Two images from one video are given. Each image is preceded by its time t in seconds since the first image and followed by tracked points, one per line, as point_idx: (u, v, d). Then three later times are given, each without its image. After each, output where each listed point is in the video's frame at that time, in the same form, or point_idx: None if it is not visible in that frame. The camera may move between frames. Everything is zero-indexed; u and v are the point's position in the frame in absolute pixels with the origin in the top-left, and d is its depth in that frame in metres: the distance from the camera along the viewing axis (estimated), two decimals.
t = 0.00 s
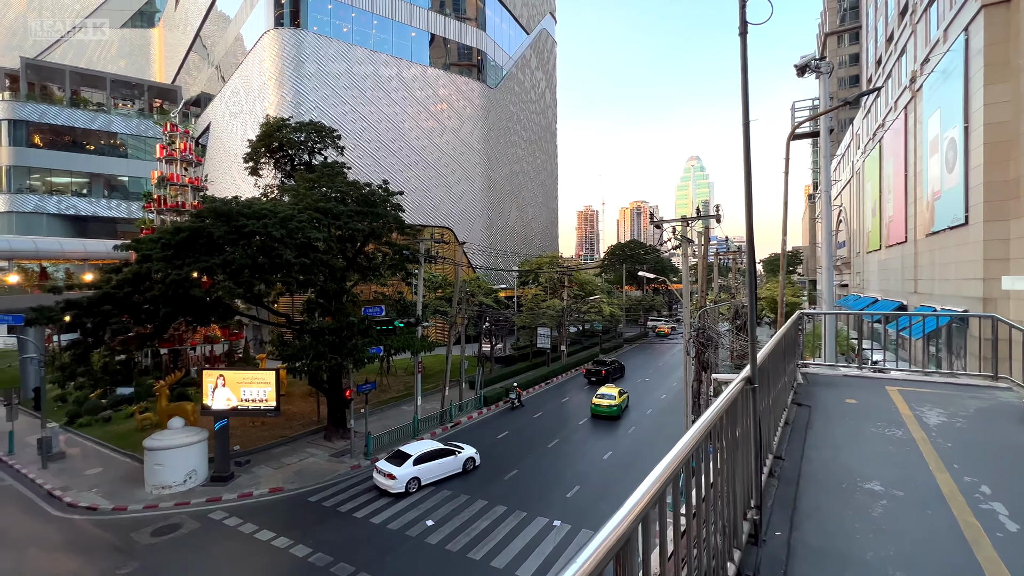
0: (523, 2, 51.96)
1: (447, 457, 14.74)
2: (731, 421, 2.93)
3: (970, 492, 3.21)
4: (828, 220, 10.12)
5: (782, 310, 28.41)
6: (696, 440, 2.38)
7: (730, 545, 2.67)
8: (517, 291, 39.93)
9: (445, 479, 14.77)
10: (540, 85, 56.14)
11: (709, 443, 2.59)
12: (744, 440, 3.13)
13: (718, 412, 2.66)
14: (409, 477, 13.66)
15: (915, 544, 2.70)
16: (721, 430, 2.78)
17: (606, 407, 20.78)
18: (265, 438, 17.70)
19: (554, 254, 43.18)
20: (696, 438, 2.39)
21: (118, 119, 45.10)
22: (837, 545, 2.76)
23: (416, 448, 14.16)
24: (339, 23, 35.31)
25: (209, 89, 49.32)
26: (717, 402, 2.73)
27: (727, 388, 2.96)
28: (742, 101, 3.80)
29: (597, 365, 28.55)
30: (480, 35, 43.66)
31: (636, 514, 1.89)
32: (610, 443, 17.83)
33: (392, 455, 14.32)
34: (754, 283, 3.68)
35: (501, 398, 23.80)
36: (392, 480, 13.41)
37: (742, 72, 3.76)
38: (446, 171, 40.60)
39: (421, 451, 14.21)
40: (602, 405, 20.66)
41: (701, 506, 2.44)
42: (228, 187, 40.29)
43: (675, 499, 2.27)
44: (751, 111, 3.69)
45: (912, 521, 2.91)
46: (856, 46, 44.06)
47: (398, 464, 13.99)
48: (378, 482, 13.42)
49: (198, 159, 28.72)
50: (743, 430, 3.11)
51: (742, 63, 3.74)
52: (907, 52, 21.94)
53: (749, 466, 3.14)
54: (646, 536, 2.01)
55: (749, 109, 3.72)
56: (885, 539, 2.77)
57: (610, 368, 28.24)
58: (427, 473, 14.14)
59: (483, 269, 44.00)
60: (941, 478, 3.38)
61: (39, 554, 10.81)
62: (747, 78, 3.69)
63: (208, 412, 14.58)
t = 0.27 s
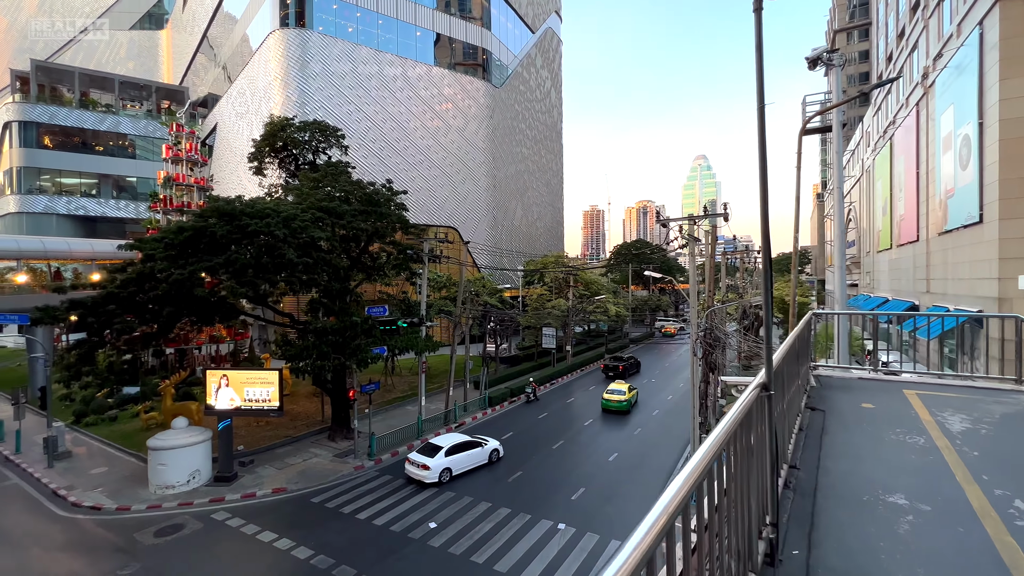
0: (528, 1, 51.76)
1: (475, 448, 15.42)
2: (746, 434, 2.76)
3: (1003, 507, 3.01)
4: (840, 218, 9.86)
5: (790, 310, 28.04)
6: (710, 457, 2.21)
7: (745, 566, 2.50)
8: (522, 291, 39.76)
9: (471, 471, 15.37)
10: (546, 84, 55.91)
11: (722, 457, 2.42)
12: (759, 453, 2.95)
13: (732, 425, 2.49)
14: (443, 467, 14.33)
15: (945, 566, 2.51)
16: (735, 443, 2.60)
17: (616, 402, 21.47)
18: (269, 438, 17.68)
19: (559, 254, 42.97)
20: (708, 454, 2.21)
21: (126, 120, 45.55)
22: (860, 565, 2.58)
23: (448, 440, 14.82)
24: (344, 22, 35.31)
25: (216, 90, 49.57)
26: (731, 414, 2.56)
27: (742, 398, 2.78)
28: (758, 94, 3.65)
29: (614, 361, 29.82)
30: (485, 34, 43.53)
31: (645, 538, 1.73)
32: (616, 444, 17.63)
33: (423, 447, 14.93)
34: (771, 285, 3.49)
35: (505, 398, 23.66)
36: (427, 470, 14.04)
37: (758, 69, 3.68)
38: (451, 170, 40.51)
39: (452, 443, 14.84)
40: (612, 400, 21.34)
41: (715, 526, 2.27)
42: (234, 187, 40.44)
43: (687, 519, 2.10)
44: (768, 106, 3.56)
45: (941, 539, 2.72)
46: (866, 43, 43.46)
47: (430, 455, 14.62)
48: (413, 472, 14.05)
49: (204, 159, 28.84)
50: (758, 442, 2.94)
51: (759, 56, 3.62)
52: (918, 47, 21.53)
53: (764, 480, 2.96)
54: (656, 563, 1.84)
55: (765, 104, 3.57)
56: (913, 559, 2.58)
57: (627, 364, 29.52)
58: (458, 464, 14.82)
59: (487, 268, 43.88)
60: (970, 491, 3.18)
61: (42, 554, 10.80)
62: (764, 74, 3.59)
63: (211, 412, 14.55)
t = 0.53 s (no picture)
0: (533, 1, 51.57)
1: (500, 441, 16.15)
2: (760, 451, 2.62)
3: None
4: (852, 217, 9.61)
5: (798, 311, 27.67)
6: (724, 481, 2.07)
7: None
8: (527, 291, 39.62)
9: (495, 463, 16.00)
10: (551, 84, 55.73)
11: (736, 479, 2.27)
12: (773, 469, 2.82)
13: (746, 445, 2.34)
14: (473, 459, 15.00)
15: None
16: (749, 462, 2.47)
17: (626, 397, 22.18)
18: (273, 439, 17.66)
19: (564, 254, 42.78)
20: (720, 476, 2.08)
21: (134, 122, 45.83)
22: None
23: (475, 433, 15.52)
24: (348, 23, 35.32)
25: (222, 91, 49.80)
26: (743, 431, 2.42)
27: (755, 412, 2.64)
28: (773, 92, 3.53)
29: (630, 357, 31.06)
30: (490, 34, 43.42)
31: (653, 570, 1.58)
32: (621, 446, 17.42)
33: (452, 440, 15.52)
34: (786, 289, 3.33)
35: (509, 399, 23.51)
36: (459, 461, 14.65)
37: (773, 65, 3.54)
38: (455, 170, 40.43)
39: (479, 436, 15.51)
40: (623, 395, 22.05)
41: (728, 550, 2.12)
42: (240, 188, 40.57)
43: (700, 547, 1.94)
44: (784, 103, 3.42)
45: (972, 562, 2.54)
46: (875, 40, 42.91)
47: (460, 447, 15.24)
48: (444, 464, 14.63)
49: (209, 160, 28.92)
50: (773, 458, 2.80)
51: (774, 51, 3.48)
52: (929, 44, 21.16)
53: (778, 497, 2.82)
54: None
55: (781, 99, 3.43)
56: None
57: (643, 360, 30.80)
58: (486, 456, 15.52)
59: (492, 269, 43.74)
60: (999, 508, 2.99)
61: (44, 555, 10.79)
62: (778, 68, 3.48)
63: (214, 412, 14.52)
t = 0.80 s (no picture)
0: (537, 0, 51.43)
1: (523, 433, 16.97)
2: (769, 464, 2.49)
3: None
4: (860, 215, 9.41)
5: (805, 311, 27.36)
6: (729, 501, 1.93)
7: None
8: (531, 291, 39.49)
9: (517, 454, 16.76)
10: (555, 83, 55.58)
11: (744, 495, 2.14)
12: (782, 482, 2.68)
13: (754, 459, 2.20)
14: (500, 450, 15.83)
15: None
16: (757, 475, 2.34)
17: (634, 394, 23.02)
18: (276, 439, 17.63)
19: (568, 254, 42.62)
20: (727, 495, 1.93)
21: (140, 123, 46.08)
22: None
23: (501, 425, 16.35)
24: (352, 23, 35.34)
25: (227, 92, 50.01)
26: (750, 443, 2.29)
27: (763, 422, 2.51)
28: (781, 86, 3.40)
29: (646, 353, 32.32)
30: (494, 34, 43.35)
31: None
32: (625, 447, 17.26)
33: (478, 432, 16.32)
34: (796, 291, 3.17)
35: (512, 400, 23.39)
36: (488, 452, 15.45)
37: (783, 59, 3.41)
38: (459, 170, 40.39)
39: (504, 428, 16.34)
40: (631, 392, 22.89)
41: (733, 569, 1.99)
42: (245, 188, 40.69)
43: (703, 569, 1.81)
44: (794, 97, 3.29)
45: None
46: (883, 37, 42.45)
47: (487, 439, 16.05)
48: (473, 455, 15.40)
49: (214, 160, 29.02)
50: (781, 470, 2.67)
51: (782, 45, 3.37)
52: (938, 40, 20.85)
53: (787, 510, 2.68)
54: None
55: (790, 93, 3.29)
56: None
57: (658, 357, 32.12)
58: (512, 446, 16.38)
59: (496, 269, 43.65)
60: None
61: (46, 555, 10.78)
62: (788, 62, 3.35)
63: (217, 413, 14.50)
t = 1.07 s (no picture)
0: None
1: (543, 425, 17.84)
2: (771, 476, 2.37)
3: None
4: (867, 213, 9.21)
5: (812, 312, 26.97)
6: (729, 518, 1.81)
7: None
8: (535, 291, 39.36)
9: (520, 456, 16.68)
10: (558, 83, 55.44)
11: (745, 508, 2.02)
12: (785, 495, 2.56)
13: (754, 472, 2.08)
14: (523, 441, 16.69)
15: None
16: (759, 489, 2.21)
17: (641, 390, 23.94)
18: (277, 440, 17.59)
19: (572, 254, 42.43)
20: (724, 514, 1.80)
21: (145, 125, 46.26)
22: None
23: (523, 418, 17.23)
24: (355, 24, 35.34)
25: (232, 93, 50.20)
26: (752, 455, 2.16)
27: (766, 432, 2.38)
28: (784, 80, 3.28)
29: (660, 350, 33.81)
30: (497, 34, 43.25)
31: None
32: (628, 450, 17.09)
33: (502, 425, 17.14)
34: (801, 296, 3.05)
35: (515, 401, 23.25)
36: (511, 443, 16.29)
37: (785, 52, 3.31)
38: (462, 170, 40.31)
39: (526, 421, 17.21)
40: (638, 388, 23.83)
41: None
42: (248, 189, 40.76)
43: None
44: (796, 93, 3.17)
45: None
46: (889, 35, 42.02)
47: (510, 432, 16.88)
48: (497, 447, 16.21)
49: (217, 161, 29.08)
50: (784, 482, 2.55)
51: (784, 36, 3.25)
52: (947, 37, 20.55)
53: (788, 525, 2.56)
54: None
55: (793, 88, 3.16)
56: None
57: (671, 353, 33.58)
58: (534, 438, 17.23)
59: (499, 269, 43.52)
60: None
61: (44, 557, 10.74)
62: (790, 57, 3.26)
63: (217, 413, 14.48)
